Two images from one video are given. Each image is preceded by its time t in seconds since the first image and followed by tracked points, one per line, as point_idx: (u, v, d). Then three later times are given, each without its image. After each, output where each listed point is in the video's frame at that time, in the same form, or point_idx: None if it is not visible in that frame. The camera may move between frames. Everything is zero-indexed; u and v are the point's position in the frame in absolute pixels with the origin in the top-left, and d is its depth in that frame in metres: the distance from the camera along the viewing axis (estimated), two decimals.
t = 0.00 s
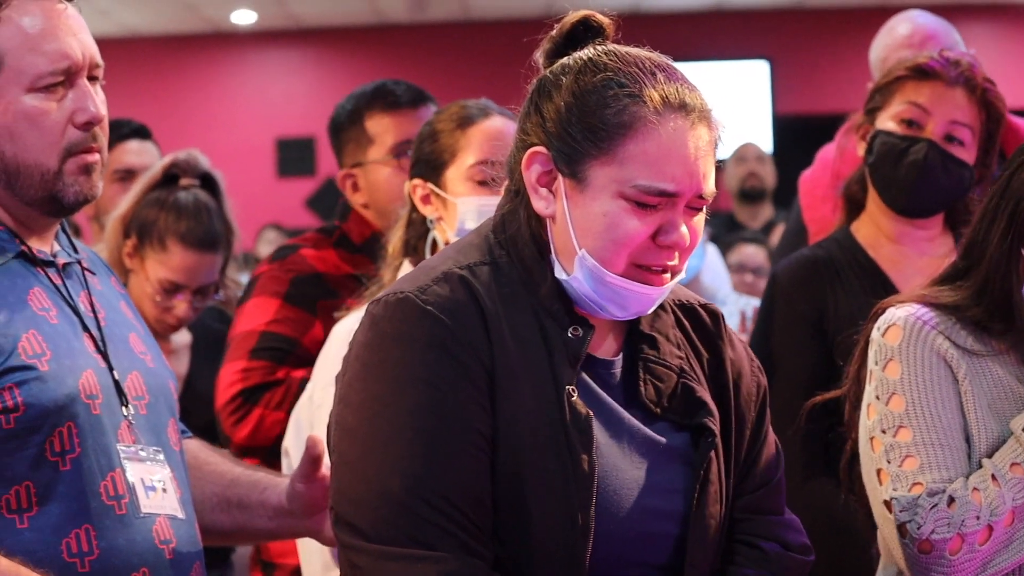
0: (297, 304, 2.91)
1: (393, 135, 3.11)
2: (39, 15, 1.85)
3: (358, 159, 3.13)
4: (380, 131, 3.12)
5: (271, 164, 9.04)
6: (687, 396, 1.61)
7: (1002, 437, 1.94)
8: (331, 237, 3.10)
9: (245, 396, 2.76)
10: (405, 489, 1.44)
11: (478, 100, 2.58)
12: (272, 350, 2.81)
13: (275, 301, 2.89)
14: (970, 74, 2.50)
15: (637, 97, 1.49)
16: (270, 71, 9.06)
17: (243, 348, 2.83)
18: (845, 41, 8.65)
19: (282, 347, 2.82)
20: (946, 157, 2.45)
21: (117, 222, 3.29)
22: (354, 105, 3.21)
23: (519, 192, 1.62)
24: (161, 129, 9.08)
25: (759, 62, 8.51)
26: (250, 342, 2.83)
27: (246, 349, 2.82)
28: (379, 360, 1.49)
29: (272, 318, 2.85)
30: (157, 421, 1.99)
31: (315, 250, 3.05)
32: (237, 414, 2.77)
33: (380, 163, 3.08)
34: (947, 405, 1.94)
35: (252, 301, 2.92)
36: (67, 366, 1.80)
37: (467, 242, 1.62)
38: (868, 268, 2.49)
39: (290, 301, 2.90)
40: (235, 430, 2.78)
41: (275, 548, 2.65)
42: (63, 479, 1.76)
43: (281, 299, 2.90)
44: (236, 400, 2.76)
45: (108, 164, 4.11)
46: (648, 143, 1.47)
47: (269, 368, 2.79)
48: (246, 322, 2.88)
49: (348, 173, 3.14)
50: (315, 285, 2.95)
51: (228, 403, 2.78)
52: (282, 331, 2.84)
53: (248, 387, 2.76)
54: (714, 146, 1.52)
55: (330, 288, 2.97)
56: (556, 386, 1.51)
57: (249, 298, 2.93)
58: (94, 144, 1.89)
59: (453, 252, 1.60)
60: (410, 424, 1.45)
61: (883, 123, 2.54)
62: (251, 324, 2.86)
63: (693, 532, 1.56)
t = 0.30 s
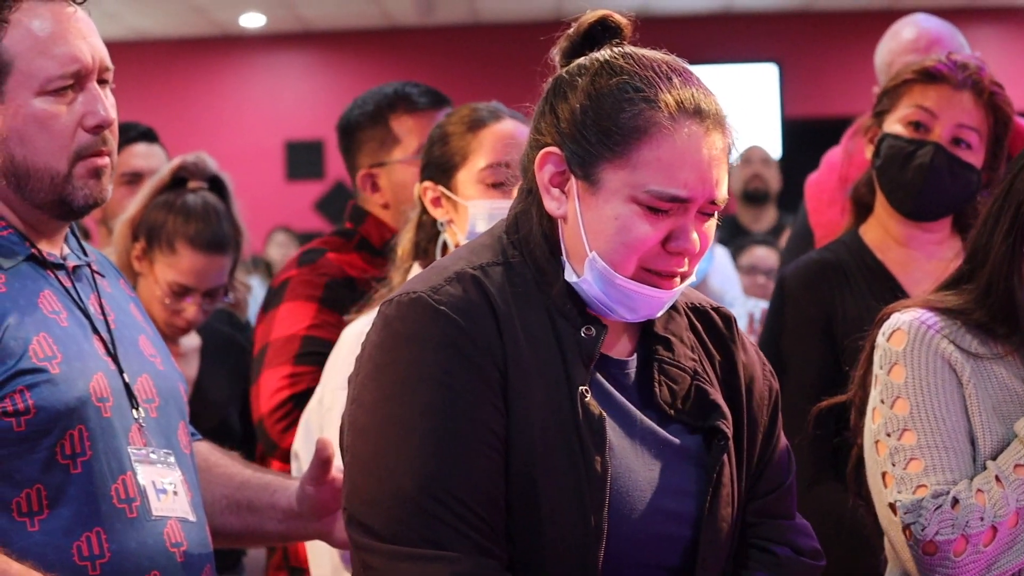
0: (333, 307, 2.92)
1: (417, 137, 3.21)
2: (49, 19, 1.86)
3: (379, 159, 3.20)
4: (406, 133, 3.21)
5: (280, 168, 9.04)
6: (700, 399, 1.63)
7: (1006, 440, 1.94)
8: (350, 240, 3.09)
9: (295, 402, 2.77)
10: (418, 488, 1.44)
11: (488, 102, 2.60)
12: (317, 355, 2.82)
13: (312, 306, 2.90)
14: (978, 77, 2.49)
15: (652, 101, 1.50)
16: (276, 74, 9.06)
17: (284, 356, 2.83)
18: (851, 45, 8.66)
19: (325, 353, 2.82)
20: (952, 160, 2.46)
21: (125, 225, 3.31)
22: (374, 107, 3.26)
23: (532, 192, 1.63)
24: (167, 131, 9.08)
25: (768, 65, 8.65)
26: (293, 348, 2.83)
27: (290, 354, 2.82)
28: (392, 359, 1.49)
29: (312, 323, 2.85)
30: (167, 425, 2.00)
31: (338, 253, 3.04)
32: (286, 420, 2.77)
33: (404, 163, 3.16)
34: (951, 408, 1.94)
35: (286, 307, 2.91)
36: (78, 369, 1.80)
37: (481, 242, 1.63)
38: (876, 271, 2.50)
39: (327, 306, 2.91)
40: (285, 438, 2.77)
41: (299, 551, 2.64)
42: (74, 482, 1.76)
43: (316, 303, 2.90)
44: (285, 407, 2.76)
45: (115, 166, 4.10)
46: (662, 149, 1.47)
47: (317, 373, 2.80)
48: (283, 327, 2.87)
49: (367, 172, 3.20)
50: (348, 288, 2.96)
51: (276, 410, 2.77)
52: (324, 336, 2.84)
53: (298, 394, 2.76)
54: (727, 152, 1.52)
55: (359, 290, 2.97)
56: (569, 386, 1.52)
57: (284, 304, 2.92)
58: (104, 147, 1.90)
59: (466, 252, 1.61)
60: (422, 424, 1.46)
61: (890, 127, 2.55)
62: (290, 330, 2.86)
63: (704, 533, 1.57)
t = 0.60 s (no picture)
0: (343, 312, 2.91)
1: (429, 139, 3.21)
2: (62, 20, 1.86)
3: (390, 162, 3.20)
4: (417, 135, 3.20)
5: (295, 170, 9.06)
6: (717, 403, 1.62)
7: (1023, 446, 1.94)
8: (360, 243, 3.09)
9: (309, 408, 2.73)
10: (435, 489, 1.44)
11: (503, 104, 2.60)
12: (328, 360, 2.79)
13: (323, 311, 2.89)
14: (992, 79, 2.49)
15: (668, 103, 1.49)
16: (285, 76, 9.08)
17: (297, 363, 2.79)
18: (863, 49, 8.66)
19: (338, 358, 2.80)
20: (965, 162, 2.46)
21: (140, 228, 3.34)
22: (382, 109, 3.26)
23: (549, 196, 1.62)
24: (178, 132, 9.10)
25: (782, 66, 8.61)
26: (306, 355, 2.80)
27: (303, 360, 2.79)
28: (409, 361, 1.49)
29: (323, 329, 2.84)
30: (181, 427, 2.00)
31: (349, 257, 3.03)
32: (299, 427, 2.73)
33: (415, 165, 3.16)
34: (970, 412, 1.94)
35: (297, 313, 2.89)
36: (92, 372, 1.80)
37: (498, 245, 1.63)
38: (890, 273, 2.51)
39: (338, 310, 2.90)
40: (298, 446, 2.74)
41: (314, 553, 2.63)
42: (88, 485, 1.76)
43: (329, 308, 2.89)
44: (299, 413, 2.73)
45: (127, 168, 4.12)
46: (679, 151, 1.47)
47: (331, 378, 2.77)
48: (293, 334, 2.85)
49: (378, 173, 3.20)
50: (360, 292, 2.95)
51: (289, 417, 2.74)
52: (337, 341, 2.83)
53: (312, 400, 2.73)
54: (744, 153, 1.51)
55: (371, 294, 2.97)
56: (585, 390, 1.51)
57: (293, 310, 2.91)
58: (117, 149, 1.89)
59: (483, 254, 1.61)
60: (439, 425, 1.46)
61: (904, 129, 2.55)
62: (301, 336, 2.84)
63: (722, 536, 1.57)
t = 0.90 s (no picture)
0: (325, 316, 2.90)
1: (428, 140, 3.17)
2: (73, 21, 1.85)
3: (388, 163, 3.17)
4: (416, 136, 3.17)
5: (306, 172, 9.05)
6: (730, 404, 1.61)
7: None
8: (356, 247, 3.09)
9: (277, 412, 2.76)
10: (450, 486, 1.44)
11: (515, 105, 2.60)
12: (302, 364, 2.80)
13: (302, 315, 2.89)
14: (1006, 82, 2.48)
15: (679, 105, 1.48)
16: (295, 79, 9.08)
17: (272, 365, 2.82)
18: (875, 54, 8.68)
19: (313, 361, 2.81)
20: (978, 165, 2.45)
21: (154, 229, 3.36)
22: (383, 111, 3.24)
23: (561, 198, 1.62)
24: (188, 134, 9.11)
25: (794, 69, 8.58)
26: (280, 357, 2.82)
27: (276, 364, 2.82)
28: (422, 360, 1.48)
29: (301, 332, 2.84)
30: (191, 428, 2.00)
31: (339, 261, 3.04)
32: (268, 429, 2.77)
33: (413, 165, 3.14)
34: (974, 412, 1.93)
35: (279, 315, 2.91)
36: (102, 374, 1.80)
37: (512, 245, 1.63)
38: (903, 274, 2.52)
39: (318, 315, 2.90)
40: (264, 447, 2.77)
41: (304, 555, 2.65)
42: (98, 487, 1.75)
43: (309, 313, 2.90)
44: (267, 416, 2.76)
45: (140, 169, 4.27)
46: (690, 153, 1.46)
47: (301, 383, 2.78)
48: (273, 336, 2.87)
49: (378, 175, 3.17)
50: (345, 296, 2.96)
51: (259, 420, 2.77)
52: (312, 345, 2.83)
53: (280, 404, 2.75)
54: (756, 155, 1.50)
55: (357, 299, 2.98)
56: (600, 390, 1.51)
57: (275, 312, 2.93)
58: (128, 150, 1.88)
59: (497, 254, 1.60)
60: (453, 421, 1.45)
61: (917, 131, 2.55)
62: (279, 338, 2.86)
63: (736, 536, 1.56)
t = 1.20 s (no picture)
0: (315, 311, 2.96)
1: (433, 136, 3.15)
2: (80, 21, 1.85)
3: (395, 159, 3.18)
4: (422, 132, 3.17)
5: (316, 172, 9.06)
6: (739, 406, 1.60)
7: None
8: (361, 244, 3.13)
9: (251, 403, 2.89)
10: (460, 494, 1.43)
11: (525, 104, 2.60)
12: (282, 358, 2.90)
13: (290, 308, 2.96)
14: (1016, 81, 2.47)
15: (692, 101, 1.47)
16: (300, 80, 9.09)
17: (255, 355, 2.95)
18: (885, 54, 8.66)
19: (290, 354, 2.91)
20: (989, 165, 2.46)
21: (165, 228, 3.35)
22: (397, 108, 3.27)
23: (573, 198, 1.62)
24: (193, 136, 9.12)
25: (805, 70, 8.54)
26: (262, 350, 2.94)
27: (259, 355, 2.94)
28: (430, 367, 1.48)
29: (286, 326, 2.93)
30: (199, 429, 1.99)
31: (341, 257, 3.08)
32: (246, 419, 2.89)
33: (417, 163, 3.13)
34: (986, 417, 1.92)
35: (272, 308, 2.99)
36: (110, 374, 1.79)
37: (519, 250, 1.62)
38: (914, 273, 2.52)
39: (305, 308, 2.96)
40: (241, 436, 2.90)
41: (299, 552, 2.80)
42: (105, 487, 1.75)
43: (296, 306, 2.96)
44: (245, 406, 2.88)
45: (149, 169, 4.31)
46: (704, 149, 1.45)
47: (277, 376, 2.88)
48: (263, 327, 2.97)
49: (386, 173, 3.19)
50: (334, 293, 2.99)
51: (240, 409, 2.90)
52: (293, 339, 2.92)
53: (255, 395, 2.88)
54: (772, 152, 1.48)
55: (346, 296, 3.00)
56: (606, 397, 1.50)
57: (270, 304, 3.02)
58: (135, 149, 1.88)
59: (505, 260, 1.60)
60: (462, 430, 1.44)
61: (928, 131, 2.55)
62: (267, 330, 2.95)
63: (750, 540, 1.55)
